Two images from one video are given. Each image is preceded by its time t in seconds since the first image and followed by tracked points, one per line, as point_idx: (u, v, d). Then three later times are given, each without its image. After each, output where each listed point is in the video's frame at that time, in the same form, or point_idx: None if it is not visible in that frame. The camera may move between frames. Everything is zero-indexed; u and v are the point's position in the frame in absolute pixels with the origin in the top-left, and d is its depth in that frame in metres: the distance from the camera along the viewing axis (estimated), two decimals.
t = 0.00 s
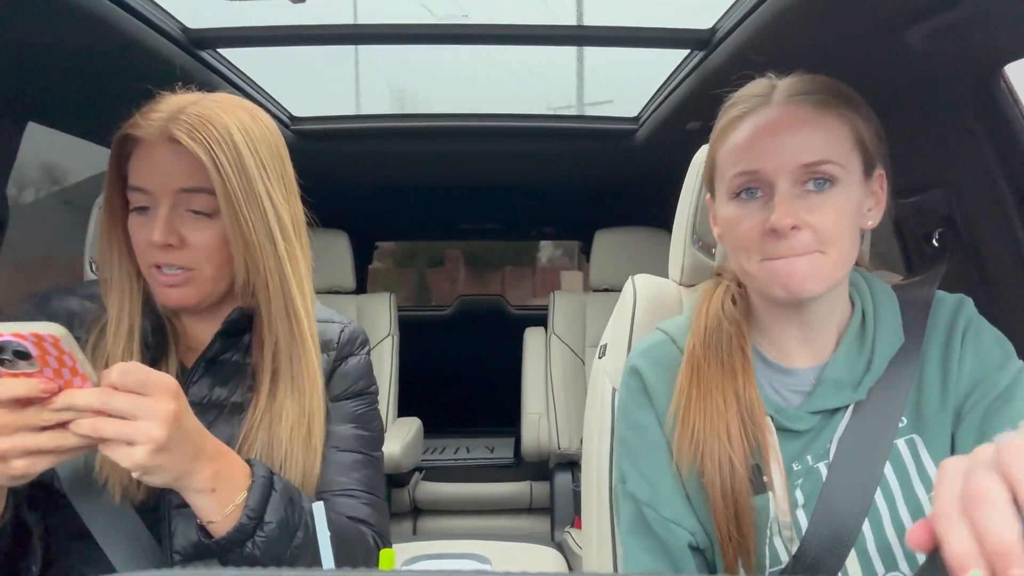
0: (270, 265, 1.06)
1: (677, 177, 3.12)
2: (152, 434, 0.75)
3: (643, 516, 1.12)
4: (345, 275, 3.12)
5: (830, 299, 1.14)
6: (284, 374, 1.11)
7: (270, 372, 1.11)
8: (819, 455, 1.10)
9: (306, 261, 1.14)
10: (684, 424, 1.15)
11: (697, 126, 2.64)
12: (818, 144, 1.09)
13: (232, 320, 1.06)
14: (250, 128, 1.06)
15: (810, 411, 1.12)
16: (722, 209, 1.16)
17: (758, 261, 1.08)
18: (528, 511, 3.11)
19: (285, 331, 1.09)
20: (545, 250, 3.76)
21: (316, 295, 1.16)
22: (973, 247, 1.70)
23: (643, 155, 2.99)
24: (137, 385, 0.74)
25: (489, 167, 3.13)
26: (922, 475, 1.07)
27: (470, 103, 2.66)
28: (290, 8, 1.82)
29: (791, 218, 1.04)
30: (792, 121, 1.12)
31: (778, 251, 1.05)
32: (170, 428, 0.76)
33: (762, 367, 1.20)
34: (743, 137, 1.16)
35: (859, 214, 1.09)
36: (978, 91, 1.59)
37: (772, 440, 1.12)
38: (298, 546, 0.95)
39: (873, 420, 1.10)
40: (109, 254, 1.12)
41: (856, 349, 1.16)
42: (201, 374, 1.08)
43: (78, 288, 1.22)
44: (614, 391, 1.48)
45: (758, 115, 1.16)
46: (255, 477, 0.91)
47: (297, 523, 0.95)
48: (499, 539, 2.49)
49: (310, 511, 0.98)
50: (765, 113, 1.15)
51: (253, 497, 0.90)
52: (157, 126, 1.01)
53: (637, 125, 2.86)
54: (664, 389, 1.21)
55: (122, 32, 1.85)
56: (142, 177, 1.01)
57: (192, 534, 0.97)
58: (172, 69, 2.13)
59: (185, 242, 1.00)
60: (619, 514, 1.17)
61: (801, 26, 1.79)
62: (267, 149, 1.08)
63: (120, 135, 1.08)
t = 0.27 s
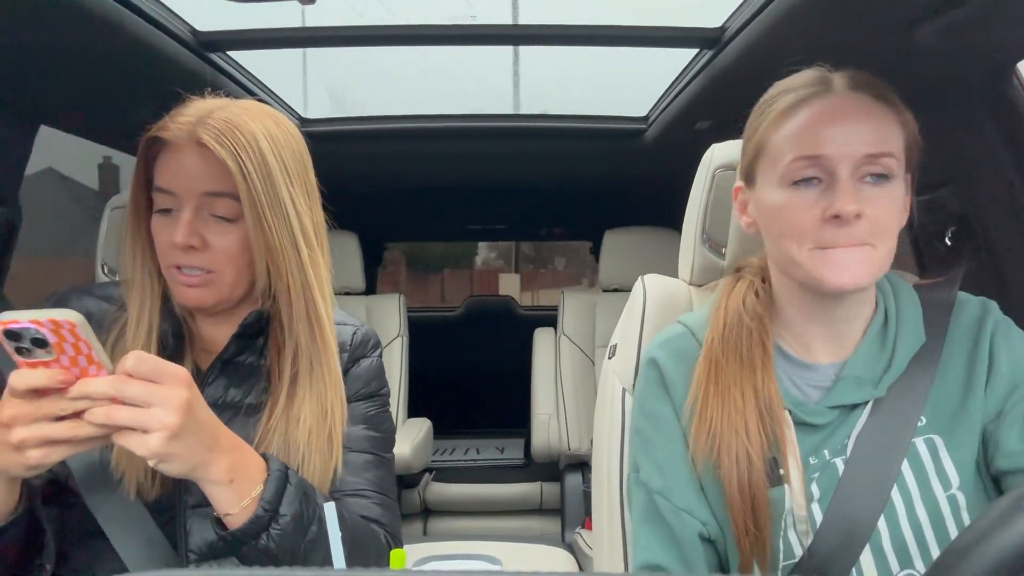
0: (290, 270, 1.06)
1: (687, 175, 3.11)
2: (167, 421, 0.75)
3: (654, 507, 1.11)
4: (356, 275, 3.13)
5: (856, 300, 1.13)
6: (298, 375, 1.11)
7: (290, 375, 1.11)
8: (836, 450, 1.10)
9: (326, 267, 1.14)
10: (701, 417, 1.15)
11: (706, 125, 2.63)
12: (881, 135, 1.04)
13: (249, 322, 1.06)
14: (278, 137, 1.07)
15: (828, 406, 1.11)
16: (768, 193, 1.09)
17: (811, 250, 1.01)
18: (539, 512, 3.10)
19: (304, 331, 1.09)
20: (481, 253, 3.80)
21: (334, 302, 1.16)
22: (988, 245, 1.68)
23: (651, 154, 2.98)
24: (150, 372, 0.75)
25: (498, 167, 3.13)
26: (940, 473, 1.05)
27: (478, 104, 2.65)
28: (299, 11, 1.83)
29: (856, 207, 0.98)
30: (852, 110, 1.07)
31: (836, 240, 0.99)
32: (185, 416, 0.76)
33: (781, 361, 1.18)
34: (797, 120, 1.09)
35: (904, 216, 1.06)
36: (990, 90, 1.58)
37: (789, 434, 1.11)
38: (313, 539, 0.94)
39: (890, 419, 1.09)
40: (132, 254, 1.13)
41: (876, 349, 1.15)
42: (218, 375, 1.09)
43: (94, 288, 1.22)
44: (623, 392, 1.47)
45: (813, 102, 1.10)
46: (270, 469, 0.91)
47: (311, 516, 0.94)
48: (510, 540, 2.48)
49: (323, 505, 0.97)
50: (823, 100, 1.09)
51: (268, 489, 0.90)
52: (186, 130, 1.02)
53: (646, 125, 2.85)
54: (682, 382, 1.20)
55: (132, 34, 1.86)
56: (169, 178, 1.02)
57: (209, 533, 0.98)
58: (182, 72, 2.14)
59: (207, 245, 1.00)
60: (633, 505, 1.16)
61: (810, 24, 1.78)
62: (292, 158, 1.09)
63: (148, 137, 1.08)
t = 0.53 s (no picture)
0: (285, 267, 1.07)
1: (693, 174, 3.10)
2: (166, 423, 0.75)
3: (653, 509, 1.12)
4: (363, 275, 3.14)
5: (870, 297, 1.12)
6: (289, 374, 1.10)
7: (281, 369, 1.10)
8: (846, 450, 1.08)
9: (318, 265, 1.14)
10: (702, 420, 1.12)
11: (712, 124, 2.62)
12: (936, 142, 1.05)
13: (242, 320, 1.06)
14: (272, 137, 1.07)
15: (837, 405, 1.10)
16: (827, 195, 1.04)
17: (881, 256, 0.98)
18: (544, 512, 3.10)
19: (298, 329, 1.10)
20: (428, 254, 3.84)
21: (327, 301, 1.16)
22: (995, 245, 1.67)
23: (657, 153, 2.97)
24: (152, 374, 0.75)
25: (504, 167, 3.13)
26: (951, 476, 1.05)
27: (483, 103, 2.65)
28: (306, 11, 1.83)
29: (931, 213, 0.97)
30: (902, 109, 1.05)
31: (908, 247, 0.97)
32: (184, 417, 0.77)
33: (789, 360, 1.17)
34: (851, 118, 1.04)
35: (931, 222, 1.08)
36: (998, 87, 1.57)
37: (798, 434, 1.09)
38: (308, 535, 0.95)
39: (900, 418, 1.08)
40: (131, 255, 1.14)
41: (886, 350, 1.14)
42: (214, 373, 1.09)
43: (96, 290, 1.23)
44: (629, 391, 1.48)
45: (858, 97, 1.06)
46: (264, 468, 0.92)
47: (305, 513, 0.95)
48: (515, 539, 2.49)
49: (317, 502, 0.98)
50: (868, 96, 1.06)
51: (262, 487, 0.90)
52: (181, 130, 1.03)
53: (652, 124, 2.84)
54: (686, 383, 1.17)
55: (138, 35, 1.86)
56: (164, 178, 1.02)
57: (205, 532, 0.99)
58: (189, 72, 2.15)
59: (205, 242, 1.01)
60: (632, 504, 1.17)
61: (816, 21, 1.76)
62: (288, 156, 1.09)
63: (144, 139, 1.09)
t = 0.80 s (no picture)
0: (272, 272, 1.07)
1: (688, 176, 3.10)
2: (151, 435, 0.75)
3: (665, 498, 1.14)
4: (359, 279, 3.14)
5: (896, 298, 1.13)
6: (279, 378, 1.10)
7: (268, 374, 1.10)
8: (862, 451, 1.11)
9: (304, 267, 1.14)
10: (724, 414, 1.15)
11: (707, 125, 2.63)
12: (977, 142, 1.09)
13: (229, 326, 1.06)
14: (253, 140, 1.07)
15: (856, 407, 1.12)
16: (878, 187, 1.06)
17: (930, 249, 1.01)
18: (542, 514, 3.09)
19: (283, 335, 1.10)
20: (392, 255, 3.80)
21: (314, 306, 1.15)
22: (990, 245, 1.68)
23: (651, 154, 2.97)
24: (136, 386, 0.75)
25: (499, 169, 3.13)
26: (964, 485, 1.09)
27: (477, 106, 2.65)
28: (298, 14, 1.83)
29: (979, 210, 1.01)
30: (945, 109, 1.09)
31: (958, 242, 1.01)
32: (168, 429, 0.77)
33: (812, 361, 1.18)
34: (901, 115, 1.09)
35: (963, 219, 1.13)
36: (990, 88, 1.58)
37: (818, 432, 1.12)
38: (300, 542, 0.94)
39: (917, 423, 1.11)
40: (114, 261, 1.14)
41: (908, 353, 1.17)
42: (202, 380, 1.09)
43: (84, 297, 1.23)
44: (626, 393, 1.47)
45: (905, 96, 1.10)
46: (254, 476, 0.91)
47: (298, 518, 0.95)
48: (512, 542, 2.49)
49: (309, 508, 0.97)
50: (915, 95, 1.10)
51: (253, 495, 0.90)
52: (160, 138, 1.02)
53: (646, 126, 2.85)
54: (706, 376, 1.19)
55: (129, 39, 1.85)
56: (145, 186, 1.02)
57: (195, 537, 0.97)
58: (182, 76, 2.14)
59: (189, 250, 1.01)
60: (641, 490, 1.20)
61: (809, 22, 1.76)
62: (269, 160, 1.09)
63: (125, 147, 1.09)
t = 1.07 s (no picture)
0: (248, 273, 1.07)
1: (681, 175, 3.10)
2: (124, 449, 0.74)
3: (678, 489, 1.14)
4: (352, 279, 3.14)
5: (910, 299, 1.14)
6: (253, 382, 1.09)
7: (239, 378, 1.09)
8: (870, 450, 1.12)
9: (276, 267, 1.14)
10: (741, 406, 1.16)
11: (699, 125, 2.62)
12: (979, 137, 1.09)
13: (208, 327, 1.07)
14: (221, 139, 1.06)
15: (868, 406, 1.13)
16: (870, 183, 1.08)
17: (919, 241, 1.01)
18: (535, 513, 3.10)
19: (252, 336, 1.09)
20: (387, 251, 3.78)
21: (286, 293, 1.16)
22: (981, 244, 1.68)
23: (644, 153, 2.97)
24: (111, 399, 0.74)
25: (491, 168, 3.12)
26: (969, 487, 1.09)
27: (470, 104, 2.64)
28: (289, 13, 1.82)
29: (971, 201, 1.01)
30: (940, 104, 1.10)
31: (950, 233, 1.00)
32: (143, 442, 0.76)
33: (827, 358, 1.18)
34: (891, 112, 1.10)
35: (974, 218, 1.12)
36: (982, 88, 1.58)
37: (829, 429, 1.14)
38: (286, 547, 0.95)
39: (925, 423, 1.12)
40: (87, 266, 1.13)
41: (921, 354, 1.17)
42: (186, 381, 1.09)
43: (64, 300, 1.22)
44: (618, 391, 1.47)
45: (898, 92, 1.11)
46: (236, 484, 0.91)
47: (282, 525, 0.94)
48: (505, 541, 2.49)
49: (294, 513, 0.97)
50: (908, 91, 1.11)
51: (235, 503, 0.90)
52: (126, 143, 1.02)
53: (639, 125, 2.84)
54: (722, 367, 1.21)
55: (118, 37, 1.84)
56: (116, 193, 1.02)
57: (180, 542, 0.97)
58: (173, 74, 2.13)
59: (165, 255, 1.01)
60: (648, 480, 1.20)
61: (802, 21, 1.76)
62: (238, 159, 1.09)
63: (92, 154, 1.08)
